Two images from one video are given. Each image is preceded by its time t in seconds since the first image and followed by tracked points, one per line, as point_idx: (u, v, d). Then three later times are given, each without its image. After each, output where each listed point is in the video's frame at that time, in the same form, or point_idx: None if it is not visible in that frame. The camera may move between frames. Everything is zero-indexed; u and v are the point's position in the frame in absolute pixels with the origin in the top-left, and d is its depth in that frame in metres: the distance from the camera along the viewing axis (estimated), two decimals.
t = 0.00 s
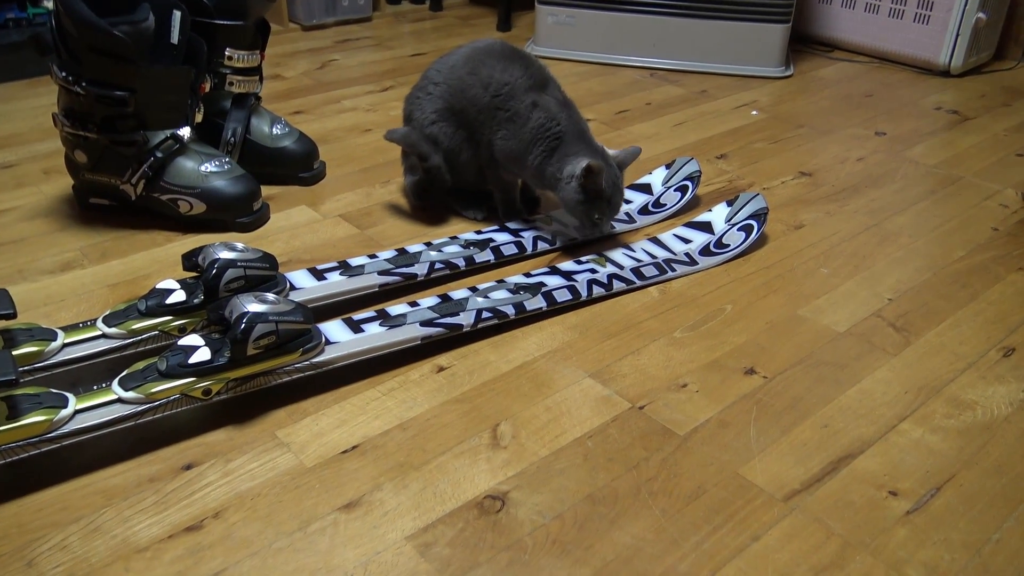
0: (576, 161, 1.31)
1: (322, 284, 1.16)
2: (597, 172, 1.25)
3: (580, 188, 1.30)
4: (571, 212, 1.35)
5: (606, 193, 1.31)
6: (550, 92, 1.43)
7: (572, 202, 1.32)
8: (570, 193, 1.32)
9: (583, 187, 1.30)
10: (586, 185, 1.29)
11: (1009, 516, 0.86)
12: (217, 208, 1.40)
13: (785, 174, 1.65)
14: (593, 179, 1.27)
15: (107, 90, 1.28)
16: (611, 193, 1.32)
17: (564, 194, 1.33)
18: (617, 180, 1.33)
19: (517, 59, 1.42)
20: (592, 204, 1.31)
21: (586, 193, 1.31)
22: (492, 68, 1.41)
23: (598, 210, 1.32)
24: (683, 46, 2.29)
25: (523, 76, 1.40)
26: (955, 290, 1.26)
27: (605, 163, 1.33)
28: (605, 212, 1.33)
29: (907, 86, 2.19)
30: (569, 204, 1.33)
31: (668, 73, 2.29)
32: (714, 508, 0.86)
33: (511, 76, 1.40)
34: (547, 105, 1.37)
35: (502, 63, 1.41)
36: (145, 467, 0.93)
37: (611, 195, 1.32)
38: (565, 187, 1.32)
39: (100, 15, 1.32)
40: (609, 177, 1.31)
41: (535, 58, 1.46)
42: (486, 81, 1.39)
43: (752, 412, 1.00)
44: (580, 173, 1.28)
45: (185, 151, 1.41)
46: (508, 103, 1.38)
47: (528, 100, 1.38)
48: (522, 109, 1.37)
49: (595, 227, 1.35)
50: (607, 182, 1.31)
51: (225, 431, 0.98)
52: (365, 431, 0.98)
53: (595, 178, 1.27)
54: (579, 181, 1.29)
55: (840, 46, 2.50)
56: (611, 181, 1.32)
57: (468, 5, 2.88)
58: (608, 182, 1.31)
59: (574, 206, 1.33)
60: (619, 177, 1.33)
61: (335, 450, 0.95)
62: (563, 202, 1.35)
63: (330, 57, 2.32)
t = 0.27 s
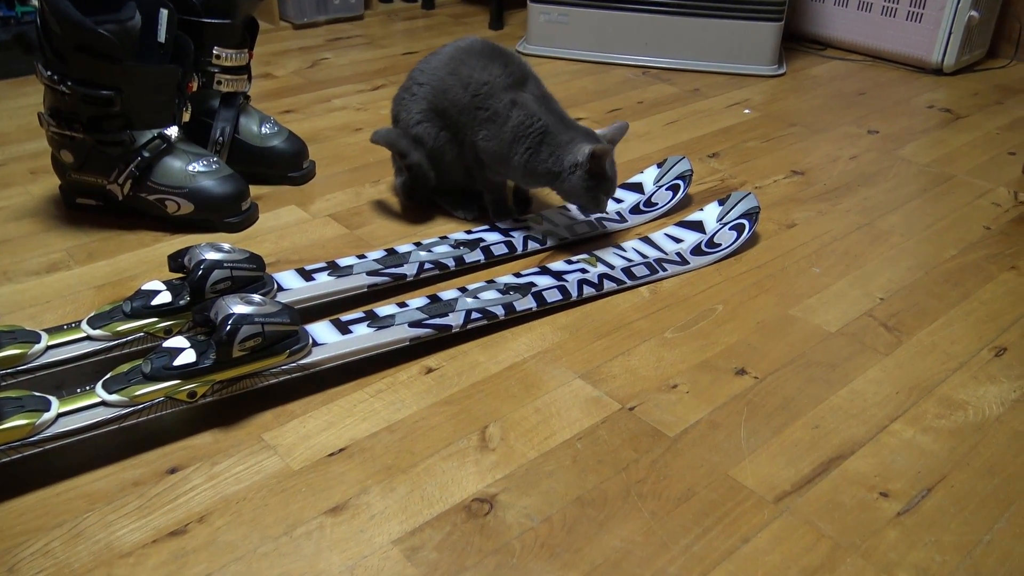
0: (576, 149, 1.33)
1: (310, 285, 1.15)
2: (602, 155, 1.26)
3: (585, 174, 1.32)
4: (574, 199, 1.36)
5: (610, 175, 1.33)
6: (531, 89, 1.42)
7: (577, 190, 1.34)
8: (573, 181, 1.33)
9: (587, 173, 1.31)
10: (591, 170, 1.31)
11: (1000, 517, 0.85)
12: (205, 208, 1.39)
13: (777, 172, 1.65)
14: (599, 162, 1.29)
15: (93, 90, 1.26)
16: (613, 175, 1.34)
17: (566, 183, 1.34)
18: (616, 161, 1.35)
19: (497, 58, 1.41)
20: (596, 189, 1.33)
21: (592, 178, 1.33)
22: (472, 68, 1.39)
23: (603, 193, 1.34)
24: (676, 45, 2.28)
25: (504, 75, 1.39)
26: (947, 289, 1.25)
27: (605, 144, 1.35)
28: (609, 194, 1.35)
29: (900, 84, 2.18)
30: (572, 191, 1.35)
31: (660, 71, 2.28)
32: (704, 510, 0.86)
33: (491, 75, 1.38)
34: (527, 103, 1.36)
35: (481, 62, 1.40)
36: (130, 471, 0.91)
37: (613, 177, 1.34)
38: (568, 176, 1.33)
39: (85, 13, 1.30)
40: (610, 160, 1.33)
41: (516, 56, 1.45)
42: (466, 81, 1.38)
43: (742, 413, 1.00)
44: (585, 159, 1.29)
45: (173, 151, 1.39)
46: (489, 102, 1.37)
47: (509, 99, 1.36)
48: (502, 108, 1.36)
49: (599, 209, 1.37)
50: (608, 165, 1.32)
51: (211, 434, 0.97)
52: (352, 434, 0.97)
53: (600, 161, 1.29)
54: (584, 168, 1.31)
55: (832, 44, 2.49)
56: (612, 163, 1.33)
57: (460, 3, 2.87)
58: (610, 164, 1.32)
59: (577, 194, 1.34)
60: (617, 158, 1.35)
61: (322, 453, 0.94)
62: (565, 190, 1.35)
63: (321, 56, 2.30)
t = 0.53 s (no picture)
0: (579, 132, 1.33)
1: (300, 286, 1.14)
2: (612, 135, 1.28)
3: (592, 157, 1.33)
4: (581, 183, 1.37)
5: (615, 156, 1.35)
6: (522, 86, 1.42)
7: (586, 174, 1.35)
8: (580, 166, 1.34)
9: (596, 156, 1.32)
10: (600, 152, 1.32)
11: (995, 512, 0.85)
12: (194, 210, 1.37)
13: (769, 168, 1.64)
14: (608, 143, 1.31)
15: (79, 91, 1.25)
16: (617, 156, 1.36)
17: (572, 169, 1.35)
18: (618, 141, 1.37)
19: (487, 57, 1.41)
20: (604, 170, 1.34)
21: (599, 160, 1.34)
22: (463, 67, 1.38)
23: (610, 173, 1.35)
24: (666, 41, 2.27)
25: (495, 74, 1.38)
26: (940, 284, 1.25)
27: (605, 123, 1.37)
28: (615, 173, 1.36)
29: (891, 79, 2.18)
30: (579, 176, 1.36)
31: (651, 68, 2.27)
32: (698, 509, 0.85)
33: (483, 74, 1.37)
34: (522, 100, 1.35)
35: (473, 62, 1.39)
36: (119, 476, 0.90)
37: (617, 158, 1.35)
38: (575, 160, 1.34)
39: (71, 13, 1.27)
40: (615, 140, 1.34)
41: (505, 54, 1.44)
42: (458, 81, 1.37)
43: (735, 411, 0.99)
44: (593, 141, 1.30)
45: (161, 152, 1.38)
46: (482, 101, 1.36)
47: (503, 97, 1.36)
48: (497, 106, 1.35)
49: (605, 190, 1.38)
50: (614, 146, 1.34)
51: (201, 437, 0.96)
52: (343, 436, 0.96)
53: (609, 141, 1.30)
54: (592, 152, 1.32)
55: (823, 39, 2.49)
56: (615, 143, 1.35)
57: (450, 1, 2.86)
58: (614, 145, 1.34)
59: (585, 176, 1.35)
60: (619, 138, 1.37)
61: (313, 455, 0.93)
62: (571, 175, 1.36)
63: (311, 56, 2.29)
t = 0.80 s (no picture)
0: (575, 105, 1.33)
1: (293, 290, 1.13)
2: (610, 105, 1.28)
3: (589, 128, 1.33)
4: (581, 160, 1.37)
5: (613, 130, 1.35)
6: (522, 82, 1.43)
7: (583, 147, 1.34)
8: (579, 139, 1.33)
9: (593, 128, 1.33)
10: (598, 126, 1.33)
11: (990, 509, 0.85)
12: (185, 214, 1.36)
13: (761, 166, 1.64)
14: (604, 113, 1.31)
15: (69, 95, 1.24)
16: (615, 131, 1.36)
17: (572, 146, 1.35)
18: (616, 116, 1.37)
19: (485, 54, 1.41)
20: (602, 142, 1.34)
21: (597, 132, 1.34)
22: (462, 64, 1.39)
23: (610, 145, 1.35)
24: (659, 40, 2.27)
25: (496, 70, 1.39)
26: (933, 281, 1.25)
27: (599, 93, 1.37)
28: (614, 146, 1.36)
29: (882, 75, 2.19)
30: (579, 153, 1.36)
31: (644, 67, 2.27)
32: (694, 509, 0.85)
33: (484, 70, 1.38)
34: (523, 93, 1.36)
35: (473, 59, 1.40)
36: (112, 483, 0.90)
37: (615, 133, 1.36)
38: (573, 134, 1.34)
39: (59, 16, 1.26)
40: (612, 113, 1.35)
41: (501, 52, 1.45)
42: (459, 78, 1.37)
43: (730, 410, 0.99)
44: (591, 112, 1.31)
45: (152, 156, 1.37)
46: (484, 95, 1.36)
47: (505, 90, 1.36)
48: (499, 98, 1.35)
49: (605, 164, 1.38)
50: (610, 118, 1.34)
51: (195, 443, 0.96)
52: (337, 440, 0.96)
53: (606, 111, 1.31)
54: (589, 123, 1.32)
55: (815, 37, 2.49)
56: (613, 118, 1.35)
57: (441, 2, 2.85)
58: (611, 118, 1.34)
59: (584, 151, 1.35)
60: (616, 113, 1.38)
61: (307, 459, 0.93)
62: (569, 151, 1.36)
63: (302, 57, 2.28)
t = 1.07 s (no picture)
0: (571, 100, 1.35)
1: (282, 293, 1.13)
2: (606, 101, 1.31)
3: (584, 124, 1.35)
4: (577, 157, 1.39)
5: (608, 125, 1.38)
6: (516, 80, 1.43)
7: (579, 143, 1.37)
8: (576, 136, 1.36)
9: (589, 124, 1.35)
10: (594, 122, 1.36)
11: (979, 509, 0.85)
12: (175, 217, 1.36)
13: (752, 167, 1.64)
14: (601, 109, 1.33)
15: (57, 99, 1.23)
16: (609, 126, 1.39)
17: (570, 143, 1.37)
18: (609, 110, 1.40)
19: (479, 53, 1.41)
20: (598, 138, 1.37)
21: (591, 128, 1.36)
22: (458, 65, 1.38)
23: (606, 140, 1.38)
24: (650, 41, 2.27)
25: (492, 69, 1.38)
26: (923, 281, 1.26)
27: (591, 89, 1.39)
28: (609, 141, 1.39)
29: (873, 75, 2.19)
30: (575, 149, 1.38)
31: (635, 68, 2.27)
32: (683, 511, 0.85)
33: (481, 70, 1.37)
34: (519, 91, 1.36)
35: (468, 59, 1.39)
36: (99, 488, 0.89)
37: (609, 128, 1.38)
38: (568, 129, 1.36)
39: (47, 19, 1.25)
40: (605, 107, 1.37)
41: (493, 51, 1.44)
42: (456, 78, 1.37)
43: (720, 411, 0.99)
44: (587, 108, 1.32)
45: (141, 159, 1.36)
46: (483, 95, 1.35)
47: (503, 90, 1.36)
48: (497, 97, 1.35)
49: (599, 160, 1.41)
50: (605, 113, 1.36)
51: (183, 447, 0.95)
52: (326, 444, 0.95)
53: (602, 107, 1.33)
54: (586, 118, 1.34)
55: (806, 37, 2.50)
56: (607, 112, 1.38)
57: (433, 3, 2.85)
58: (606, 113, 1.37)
59: (581, 146, 1.37)
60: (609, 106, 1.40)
61: (296, 464, 0.93)
62: (566, 146, 1.37)
63: (293, 59, 2.27)
